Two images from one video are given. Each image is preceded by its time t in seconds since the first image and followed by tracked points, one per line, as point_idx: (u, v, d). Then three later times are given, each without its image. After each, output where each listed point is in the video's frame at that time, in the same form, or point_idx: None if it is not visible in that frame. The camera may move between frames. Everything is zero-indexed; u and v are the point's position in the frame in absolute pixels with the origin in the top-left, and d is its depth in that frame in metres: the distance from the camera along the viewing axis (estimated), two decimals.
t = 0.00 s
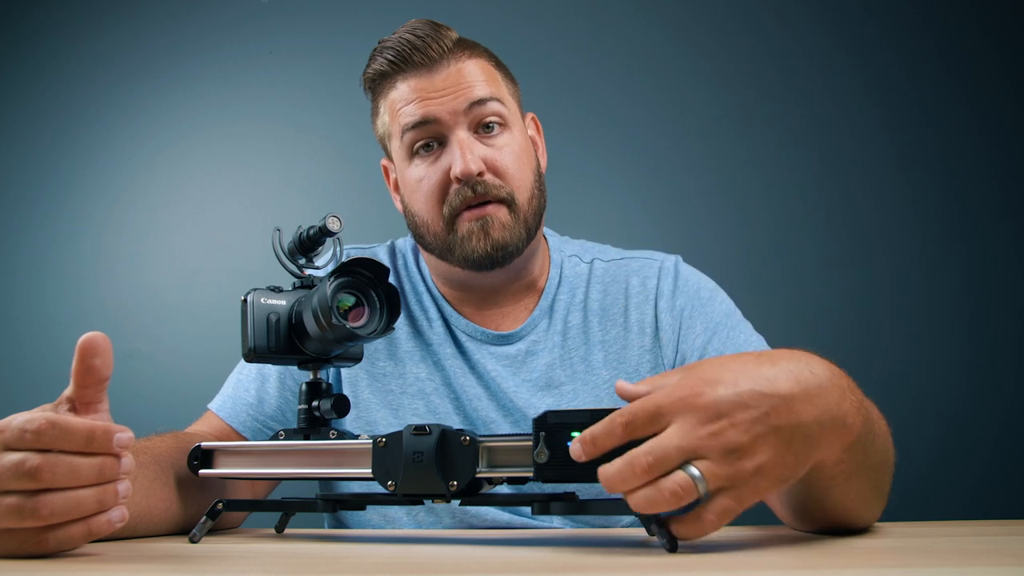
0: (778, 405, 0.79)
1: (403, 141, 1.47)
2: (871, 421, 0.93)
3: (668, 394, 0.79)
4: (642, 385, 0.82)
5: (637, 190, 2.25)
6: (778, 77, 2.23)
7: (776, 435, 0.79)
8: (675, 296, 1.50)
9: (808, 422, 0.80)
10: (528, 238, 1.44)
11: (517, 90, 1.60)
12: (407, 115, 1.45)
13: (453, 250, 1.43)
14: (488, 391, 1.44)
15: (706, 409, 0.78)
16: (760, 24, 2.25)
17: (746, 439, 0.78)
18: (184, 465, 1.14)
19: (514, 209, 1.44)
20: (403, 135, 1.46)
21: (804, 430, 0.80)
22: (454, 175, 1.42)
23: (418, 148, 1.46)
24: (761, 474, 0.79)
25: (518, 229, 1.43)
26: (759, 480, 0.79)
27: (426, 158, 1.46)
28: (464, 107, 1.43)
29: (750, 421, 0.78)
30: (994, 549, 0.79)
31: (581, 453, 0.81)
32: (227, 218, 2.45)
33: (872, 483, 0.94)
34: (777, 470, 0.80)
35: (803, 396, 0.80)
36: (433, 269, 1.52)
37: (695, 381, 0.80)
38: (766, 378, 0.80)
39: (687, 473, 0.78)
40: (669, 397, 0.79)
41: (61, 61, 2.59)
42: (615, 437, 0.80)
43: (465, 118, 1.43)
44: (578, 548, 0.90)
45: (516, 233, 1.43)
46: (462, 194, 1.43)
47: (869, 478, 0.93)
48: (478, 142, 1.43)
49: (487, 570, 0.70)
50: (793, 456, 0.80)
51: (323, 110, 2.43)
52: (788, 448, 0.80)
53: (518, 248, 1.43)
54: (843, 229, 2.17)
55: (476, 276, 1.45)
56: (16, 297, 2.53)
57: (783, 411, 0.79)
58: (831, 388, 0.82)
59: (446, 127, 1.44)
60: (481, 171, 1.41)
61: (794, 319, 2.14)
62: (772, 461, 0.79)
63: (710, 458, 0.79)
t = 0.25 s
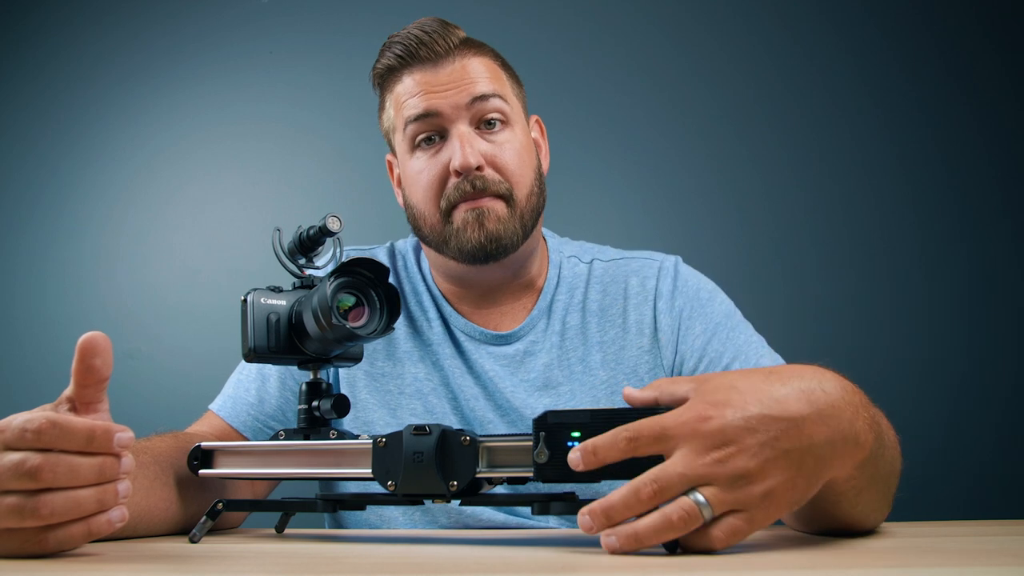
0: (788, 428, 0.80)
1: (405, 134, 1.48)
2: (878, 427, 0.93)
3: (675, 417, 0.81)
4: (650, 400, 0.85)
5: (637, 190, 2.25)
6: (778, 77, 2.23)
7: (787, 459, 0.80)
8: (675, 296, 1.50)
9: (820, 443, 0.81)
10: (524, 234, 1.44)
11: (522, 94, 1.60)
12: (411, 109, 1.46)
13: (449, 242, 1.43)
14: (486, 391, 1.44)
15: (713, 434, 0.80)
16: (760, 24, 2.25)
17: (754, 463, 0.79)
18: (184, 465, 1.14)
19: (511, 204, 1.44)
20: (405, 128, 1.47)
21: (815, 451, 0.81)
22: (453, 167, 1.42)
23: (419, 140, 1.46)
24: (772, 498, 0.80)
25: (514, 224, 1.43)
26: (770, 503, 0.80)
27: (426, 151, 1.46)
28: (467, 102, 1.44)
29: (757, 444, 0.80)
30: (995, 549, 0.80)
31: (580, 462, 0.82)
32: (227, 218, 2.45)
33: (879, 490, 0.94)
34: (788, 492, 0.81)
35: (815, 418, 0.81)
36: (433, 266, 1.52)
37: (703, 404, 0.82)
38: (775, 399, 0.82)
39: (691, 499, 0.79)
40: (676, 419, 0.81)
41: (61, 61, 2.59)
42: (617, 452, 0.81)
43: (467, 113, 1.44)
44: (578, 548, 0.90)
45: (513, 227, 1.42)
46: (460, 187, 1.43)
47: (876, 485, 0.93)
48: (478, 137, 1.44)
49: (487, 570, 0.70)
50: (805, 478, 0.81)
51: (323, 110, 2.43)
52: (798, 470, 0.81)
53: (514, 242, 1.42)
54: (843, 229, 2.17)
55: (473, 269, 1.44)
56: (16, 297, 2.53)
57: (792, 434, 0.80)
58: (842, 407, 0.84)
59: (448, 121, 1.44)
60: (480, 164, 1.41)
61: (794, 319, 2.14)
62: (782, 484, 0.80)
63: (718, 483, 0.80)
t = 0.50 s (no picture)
0: (785, 436, 0.81)
1: (434, 110, 1.48)
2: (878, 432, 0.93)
3: (672, 423, 0.81)
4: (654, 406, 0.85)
5: (637, 190, 2.25)
6: (778, 77, 2.23)
7: (780, 468, 0.81)
8: (674, 296, 1.50)
9: (815, 451, 0.82)
10: (537, 228, 1.45)
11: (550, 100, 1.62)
12: (445, 85, 1.47)
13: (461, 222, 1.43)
14: (485, 391, 1.44)
15: (707, 442, 0.80)
16: (760, 24, 2.25)
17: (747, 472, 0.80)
18: (184, 465, 1.14)
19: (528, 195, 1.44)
20: (435, 103, 1.48)
21: (811, 459, 0.82)
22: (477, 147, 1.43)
23: (447, 117, 1.47)
24: (765, 507, 0.81)
25: (529, 214, 1.43)
26: (763, 510, 0.81)
27: (452, 130, 1.46)
28: (502, 88, 1.45)
29: (751, 452, 0.80)
30: (995, 549, 0.80)
31: (575, 463, 0.81)
32: (227, 218, 2.45)
33: (880, 494, 0.94)
34: (782, 500, 0.81)
35: (811, 427, 0.82)
36: (439, 254, 1.52)
37: (701, 411, 0.82)
38: (772, 406, 0.82)
39: (681, 506, 0.79)
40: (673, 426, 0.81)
41: (61, 61, 2.59)
42: (611, 454, 0.81)
43: (499, 98, 1.45)
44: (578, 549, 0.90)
45: (526, 218, 1.43)
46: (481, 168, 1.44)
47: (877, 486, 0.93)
48: (506, 123, 1.45)
49: (487, 570, 0.70)
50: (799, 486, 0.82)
51: (323, 110, 2.43)
52: (793, 478, 0.81)
53: (526, 233, 1.43)
54: (843, 229, 2.17)
55: (482, 255, 1.44)
56: (15, 297, 2.53)
57: (788, 442, 0.81)
58: (840, 415, 0.84)
59: (480, 103, 1.46)
60: (503, 149, 1.42)
61: (794, 319, 2.14)
62: (776, 492, 0.81)
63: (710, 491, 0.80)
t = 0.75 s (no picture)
0: (786, 437, 0.81)
1: (457, 105, 1.48)
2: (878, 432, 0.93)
3: (673, 423, 0.81)
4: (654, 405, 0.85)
5: (637, 190, 2.25)
6: (778, 77, 2.23)
7: (781, 469, 0.81)
8: (676, 296, 1.50)
9: (815, 454, 0.82)
10: (542, 233, 1.45)
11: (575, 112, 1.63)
12: (473, 83, 1.48)
13: (468, 217, 1.43)
14: (486, 392, 1.44)
15: (707, 443, 0.80)
16: (760, 24, 2.25)
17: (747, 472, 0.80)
18: (185, 465, 1.14)
19: (538, 200, 1.44)
20: (459, 99, 1.48)
21: (811, 461, 0.82)
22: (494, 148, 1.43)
23: (469, 114, 1.47)
24: (765, 508, 0.81)
25: (537, 218, 1.43)
26: (764, 512, 0.81)
27: (471, 127, 1.47)
28: (527, 95, 1.46)
29: (752, 453, 0.80)
30: (997, 549, 0.80)
31: (576, 460, 0.82)
32: (227, 218, 2.45)
33: (880, 495, 0.94)
34: (782, 502, 0.81)
35: (812, 429, 0.82)
36: (448, 250, 1.52)
37: (702, 411, 0.82)
38: (773, 407, 0.82)
39: (680, 508, 0.80)
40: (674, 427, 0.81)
41: (61, 61, 2.59)
42: (611, 452, 0.81)
43: (523, 105, 1.46)
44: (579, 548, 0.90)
45: (534, 222, 1.43)
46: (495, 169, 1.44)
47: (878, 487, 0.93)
48: (526, 129, 1.45)
49: (487, 570, 0.70)
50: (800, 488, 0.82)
51: (323, 110, 2.43)
52: (793, 479, 0.81)
53: (531, 237, 1.43)
54: (843, 229, 2.17)
55: (485, 251, 1.44)
56: (15, 297, 2.53)
57: (789, 444, 0.81)
58: (840, 417, 0.84)
59: (504, 105, 1.46)
60: (519, 153, 1.43)
61: (794, 319, 2.14)
62: (775, 493, 0.81)
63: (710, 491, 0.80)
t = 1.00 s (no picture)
0: (819, 445, 0.73)
1: (463, 105, 1.48)
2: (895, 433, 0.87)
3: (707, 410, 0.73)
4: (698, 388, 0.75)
5: (637, 190, 2.25)
6: (778, 77, 2.23)
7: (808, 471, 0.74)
8: (677, 295, 1.51)
9: (844, 458, 0.75)
10: (546, 236, 1.45)
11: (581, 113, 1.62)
12: (479, 84, 1.47)
13: (472, 218, 1.44)
14: (489, 392, 1.44)
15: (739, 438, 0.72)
16: (760, 24, 2.25)
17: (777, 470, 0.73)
18: (185, 465, 1.14)
19: (542, 203, 1.44)
20: (465, 99, 1.48)
21: (841, 470, 0.75)
22: (499, 149, 1.43)
23: (474, 115, 1.47)
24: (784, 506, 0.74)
25: (540, 221, 1.44)
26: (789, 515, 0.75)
27: (477, 127, 1.47)
28: (533, 97, 1.46)
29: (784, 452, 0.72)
30: (999, 549, 0.80)
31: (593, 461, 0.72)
32: (227, 218, 2.45)
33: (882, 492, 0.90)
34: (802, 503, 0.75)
35: (841, 434, 0.74)
36: (451, 252, 1.52)
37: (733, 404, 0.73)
38: (799, 405, 0.74)
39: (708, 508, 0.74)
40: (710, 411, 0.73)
41: (61, 61, 2.59)
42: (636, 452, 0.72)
43: (528, 106, 1.46)
44: (579, 548, 0.90)
45: (537, 226, 1.43)
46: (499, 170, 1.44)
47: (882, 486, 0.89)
48: (531, 131, 1.45)
49: (487, 570, 0.70)
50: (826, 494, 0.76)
51: (323, 110, 2.43)
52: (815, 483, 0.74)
53: (534, 240, 1.43)
54: (843, 229, 2.17)
55: (488, 255, 1.44)
56: (15, 297, 2.53)
57: (817, 446, 0.73)
58: (866, 421, 0.77)
59: (509, 107, 1.46)
60: (524, 155, 1.43)
61: (794, 319, 2.14)
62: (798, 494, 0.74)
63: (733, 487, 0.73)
